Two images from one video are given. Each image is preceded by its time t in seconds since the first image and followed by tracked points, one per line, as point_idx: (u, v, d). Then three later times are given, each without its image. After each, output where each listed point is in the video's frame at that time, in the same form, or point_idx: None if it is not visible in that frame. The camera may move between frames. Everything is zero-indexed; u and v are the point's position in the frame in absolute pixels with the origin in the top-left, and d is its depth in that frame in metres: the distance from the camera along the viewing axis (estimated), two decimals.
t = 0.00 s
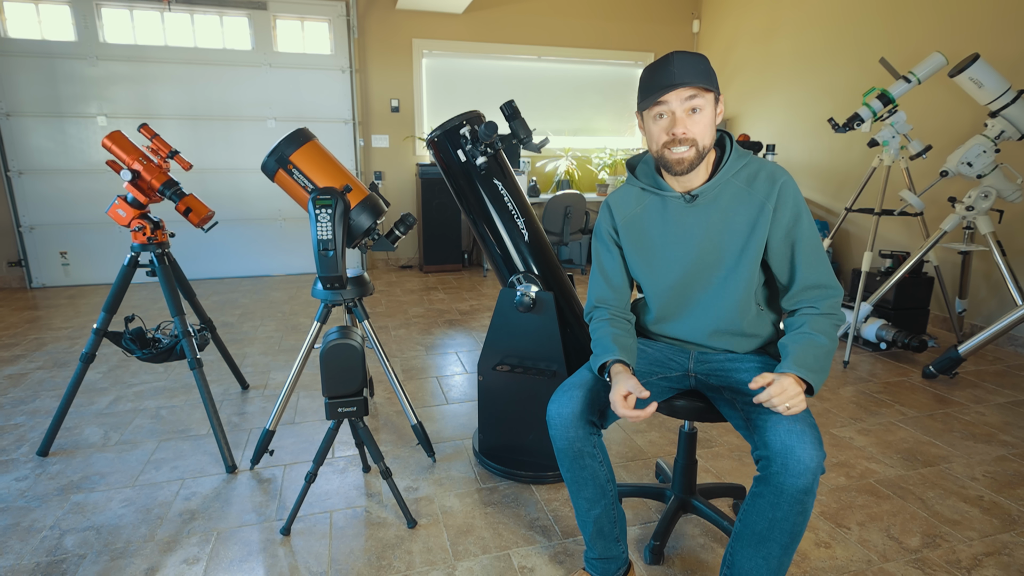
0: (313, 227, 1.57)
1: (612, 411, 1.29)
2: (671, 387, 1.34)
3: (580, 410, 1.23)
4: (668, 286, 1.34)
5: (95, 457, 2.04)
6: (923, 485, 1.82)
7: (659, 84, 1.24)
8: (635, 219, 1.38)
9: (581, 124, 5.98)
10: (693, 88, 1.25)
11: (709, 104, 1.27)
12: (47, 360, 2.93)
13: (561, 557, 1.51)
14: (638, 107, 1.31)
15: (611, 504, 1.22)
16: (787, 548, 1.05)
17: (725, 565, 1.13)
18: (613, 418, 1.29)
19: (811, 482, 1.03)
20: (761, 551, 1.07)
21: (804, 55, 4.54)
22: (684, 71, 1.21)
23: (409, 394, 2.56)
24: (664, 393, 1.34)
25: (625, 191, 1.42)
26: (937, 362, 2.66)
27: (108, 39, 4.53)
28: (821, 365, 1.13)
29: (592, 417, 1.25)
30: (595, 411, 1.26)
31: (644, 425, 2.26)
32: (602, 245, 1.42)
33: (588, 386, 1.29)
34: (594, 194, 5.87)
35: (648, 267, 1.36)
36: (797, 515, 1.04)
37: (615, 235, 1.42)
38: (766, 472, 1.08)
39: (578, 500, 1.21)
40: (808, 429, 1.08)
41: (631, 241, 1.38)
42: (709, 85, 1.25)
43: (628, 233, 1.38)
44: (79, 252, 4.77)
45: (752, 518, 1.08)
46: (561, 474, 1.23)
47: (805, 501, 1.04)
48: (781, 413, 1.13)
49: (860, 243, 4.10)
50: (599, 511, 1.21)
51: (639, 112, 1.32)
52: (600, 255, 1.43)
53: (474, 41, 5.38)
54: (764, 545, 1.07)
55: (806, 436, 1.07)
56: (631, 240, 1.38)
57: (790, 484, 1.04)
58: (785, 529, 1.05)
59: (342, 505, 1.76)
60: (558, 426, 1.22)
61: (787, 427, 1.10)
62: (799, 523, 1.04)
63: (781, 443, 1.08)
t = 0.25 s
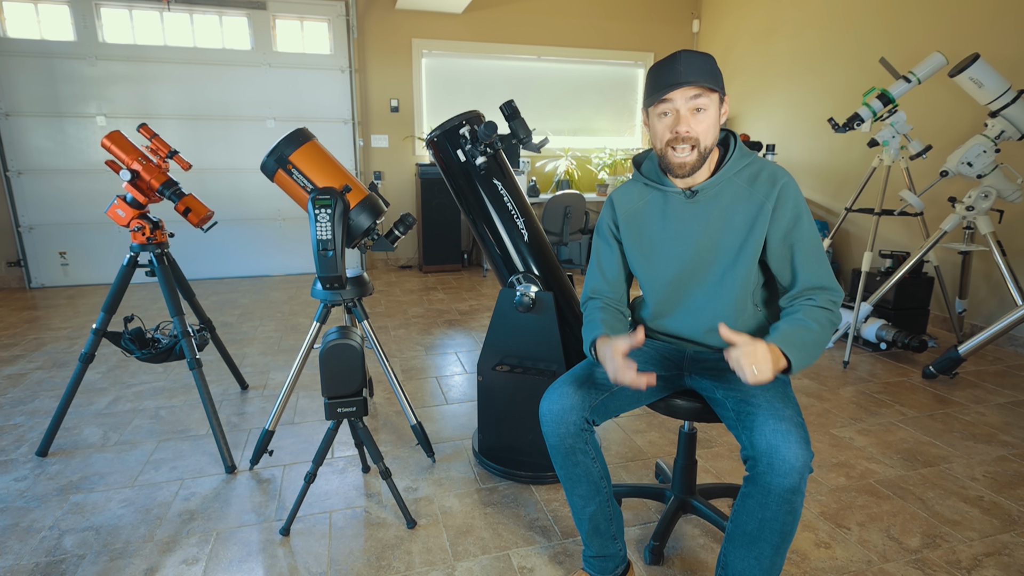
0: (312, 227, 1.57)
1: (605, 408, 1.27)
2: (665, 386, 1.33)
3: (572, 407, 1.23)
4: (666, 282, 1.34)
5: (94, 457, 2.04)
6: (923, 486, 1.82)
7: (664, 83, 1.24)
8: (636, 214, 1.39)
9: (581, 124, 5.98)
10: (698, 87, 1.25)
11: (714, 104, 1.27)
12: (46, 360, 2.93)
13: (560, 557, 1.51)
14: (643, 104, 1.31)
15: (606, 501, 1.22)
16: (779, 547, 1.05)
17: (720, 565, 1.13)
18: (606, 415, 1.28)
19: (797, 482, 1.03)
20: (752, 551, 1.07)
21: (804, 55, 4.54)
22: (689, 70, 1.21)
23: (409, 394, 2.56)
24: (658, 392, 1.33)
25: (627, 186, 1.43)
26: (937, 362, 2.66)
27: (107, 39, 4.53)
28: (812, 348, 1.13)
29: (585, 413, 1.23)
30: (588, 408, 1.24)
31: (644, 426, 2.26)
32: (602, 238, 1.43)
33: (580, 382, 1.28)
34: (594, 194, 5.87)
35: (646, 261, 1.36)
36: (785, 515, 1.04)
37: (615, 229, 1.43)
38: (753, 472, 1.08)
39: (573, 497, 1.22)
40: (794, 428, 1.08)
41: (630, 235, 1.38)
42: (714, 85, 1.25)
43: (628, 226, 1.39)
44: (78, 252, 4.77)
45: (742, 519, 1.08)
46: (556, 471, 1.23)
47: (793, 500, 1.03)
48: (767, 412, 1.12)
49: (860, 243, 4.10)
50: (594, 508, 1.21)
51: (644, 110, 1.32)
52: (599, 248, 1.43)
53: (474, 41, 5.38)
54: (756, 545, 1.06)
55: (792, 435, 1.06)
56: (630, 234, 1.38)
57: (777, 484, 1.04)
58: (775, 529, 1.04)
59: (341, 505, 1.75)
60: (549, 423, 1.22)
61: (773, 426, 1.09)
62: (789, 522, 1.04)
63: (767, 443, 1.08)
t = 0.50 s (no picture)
0: (312, 227, 1.57)
1: (603, 407, 1.27)
2: (663, 385, 1.31)
3: (570, 406, 1.22)
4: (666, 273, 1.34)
5: (93, 458, 2.03)
6: (923, 486, 1.82)
7: (671, 71, 1.25)
8: (641, 205, 1.40)
9: (581, 124, 5.98)
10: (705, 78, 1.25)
11: (720, 95, 1.27)
12: (45, 360, 2.93)
13: (560, 558, 1.51)
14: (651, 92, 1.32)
15: (605, 500, 1.22)
16: (775, 547, 1.05)
17: (717, 566, 1.13)
18: (605, 414, 1.28)
19: (792, 481, 1.03)
20: (749, 551, 1.07)
21: (804, 55, 4.54)
22: (698, 60, 1.22)
23: (409, 395, 2.55)
24: (657, 392, 1.32)
25: (636, 178, 1.45)
26: (937, 362, 2.65)
27: (106, 39, 4.53)
28: (805, 307, 1.16)
29: (583, 413, 1.23)
30: (586, 407, 1.24)
31: (644, 426, 2.26)
32: (608, 228, 1.44)
33: (578, 380, 1.27)
34: (594, 194, 5.86)
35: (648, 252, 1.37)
36: (781, 515, 1.04)
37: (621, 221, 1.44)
38: (748, 472, 1.08)
39: (572, 496, 1.21)
40: (788, 428, 1.08)
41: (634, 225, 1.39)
42: (721, 75, 1.25)
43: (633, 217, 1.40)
44: (77, 252, 4.77)
45: (739, 519, 1.08)
46: (554, 470, 1.23)
47: (789, 499, 1.03)
48: (762, 412, 1.12)
49: (860, 244, 4.10)
50: (593, 507, 1.21)
51: (652, 98, 1.32)
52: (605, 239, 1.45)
53: (473, 41, 5.38)
54: (752, 545, 1.06)
55: (786, 434, 1.06)
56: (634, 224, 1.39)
57: (772, 484, 1.04)
58: (771, 529, 1.04)
59: (341, 505, 1.75)
60: (547, 422, 1.22)
61: (767, 426, 1.09)
62: (784, 522, 1.04)
63: (761, 442, 1.07)
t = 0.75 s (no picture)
0: (311, 227, 1.56)
1: (603, 407, 1.26)
2: (662, 385, 1.30)
3: (570, 405, 1.22)
4: (670, 272, 1.33)
5: (92, 458, 2.03)
6: (923, 486, 1.82)
7: (685, 56, 1.27)
8: (645, 203, 1.39)
9: (580, 124, 5.97)
10: (716, 66, 1.28)
11: (729, 86, 1.30)
12: (44, 360, 2.92)
13: (559, 558, 1.51)
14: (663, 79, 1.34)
15: (605, 500, 1.22)
16: (774, 547, 1.05)
17: (716, 565, 1.13)
18: (605, 413, 1.27)
19: (791, 481, 1.03)
20: (748, 551, 1.07)
21: (804, 55, 4.53)
22: (710, 48, 1.25)
23: (409, 395, 2.55)
24: (656, 391, 1.31)
25: (640, 177, 1.44)
26: (937, 362, 2.65)
27: (105, 38, 4.52)
28: (796, 336, 1.13)
29: (583, 412, 1.22)
30: (587, 406, 1.23)
31: (644, 426, 2.26)
32: (611, 226, 1.44)
33: (578, 379, 1.27)
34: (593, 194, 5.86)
35: (651, 250, 1.36)
36: (780, 514, 1.04)
37: (625, 219, 1.43)
38: (747, 471, 1.08)
39: (572, 495, 1.21)
40: (787, 427, 1.07)
41: (637, 223, 1.38)
42: (730, 65, 1.28)
43: (637, 215, 1.39)
44: (77, 252, 4.77)
45: (738, 519, 1.08)
46: (554, 469, 1.23)
47: (787, 499, 1.03)
48: (760, 412, 1.11)
49: (860, 244, 4.10)
50: (593, 507, 1.21)
51: (664, 85, 1.35)
52: (609, 238, 1.44)
53: (473, 41, 5.37)
54: (751, 545, 1.06)
55: (785, 434, 1.06)
56: (637, 222, 1.38)
57: (770, 483, 1.04)
58: (769, 528, 1.04)
59: (340, 506, 1.75)
60: (548, 421, 1.22)
61: (765, 426, 1.08)
62: (783, 522, 1.04)
63: (760, 442, 1.07)
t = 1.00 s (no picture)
0: (310, 227, 1.56)
1: (608, 408, 1.26)
2: (666, 386, 1.31)
3: (575, 406, 1.22)
4: (671, 273, 1.33)
5: (92, 458, 2.03)
6: (923, 486, 1.81)
7: (689, 60, 1.27)
8: (646, 204, 1.38)
9: (580, 124, 5.97)
10: (720, 70, 1.28)
11: (732, 90, 1.30)
12: (43, 360, 2.92)
13: (559, 559, 1.50)
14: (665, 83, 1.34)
15: (607, 502, 1.22)
16: (781, 547, 1.05)
17: (720, 565, 1.12)
18: (609, 415, 1.27)
19: (801, 481, 1.02)
20: (754, 551, 1.06)
21: (804, 55, 4.53)
22: (715, 52, 1.25)
23: (408, 395, 2.55)
24: (661, 392, 1.31)
25: (640, 178, 1.43)
26: (937, 362, 2.65)
27: (104, 38, 4.52)
28: (804, 347, 1.13)
29: (589, 414, 1.22)
30: (592, 408, 1.23)
31: (644, 426, 2.25)
32: (610, 227, 1.42)
33: (583, 381, 1.26)
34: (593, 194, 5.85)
35: (652, 251, 1.35)
36: (789, 515, 1.04)
37: (625, 219, 1.42)
38: (757, 471, 1.07)
39: (574, 497, 1.21)
40: (798, 428, 1.07)
41: (638, 224, 1.37)
42: (734, 70, 1.28)
43: (637, 216, 1.38)
44: (76, 252, 4.77)
45: (745, 519, 1.07)
46: (557, 471, 1.22)
47: (797, 500, 1.03)
48: (771, 412, 1.11)
49: (860, 244, 4.09)
50: (595, 509, 1.20)
51: (666, 89, 1.34)
52: (607, 238, 1.43)
53: (472, 41, 5.37)
54: (758, 545, 1.06)
55: (797, 434, 1.06)
56: (638, 223, 1.37)
57: (781, 484, 1.03)
58: (778, 528, 1.04)
59: (340, 506, 1.75)
60: (553, 422, 1.21)
61: (777, 426, 1.08)
62: (792, 522, 1.04)
63: (771, 442, 1.07)
